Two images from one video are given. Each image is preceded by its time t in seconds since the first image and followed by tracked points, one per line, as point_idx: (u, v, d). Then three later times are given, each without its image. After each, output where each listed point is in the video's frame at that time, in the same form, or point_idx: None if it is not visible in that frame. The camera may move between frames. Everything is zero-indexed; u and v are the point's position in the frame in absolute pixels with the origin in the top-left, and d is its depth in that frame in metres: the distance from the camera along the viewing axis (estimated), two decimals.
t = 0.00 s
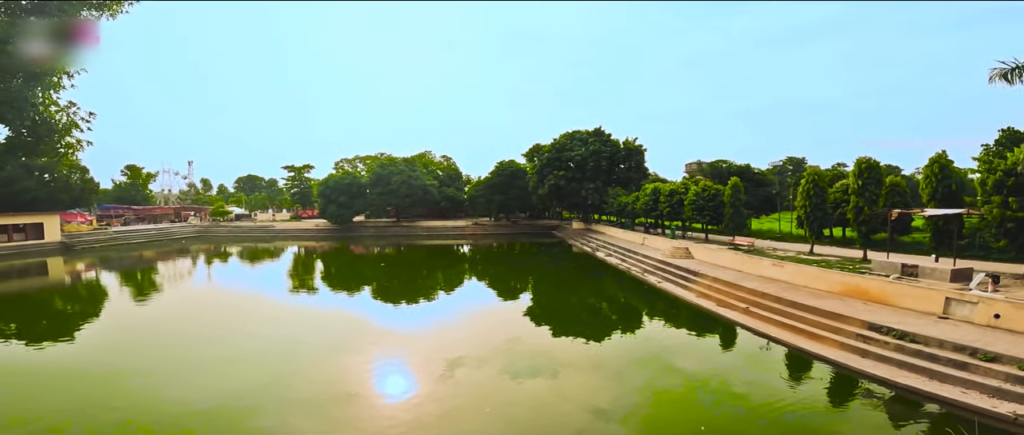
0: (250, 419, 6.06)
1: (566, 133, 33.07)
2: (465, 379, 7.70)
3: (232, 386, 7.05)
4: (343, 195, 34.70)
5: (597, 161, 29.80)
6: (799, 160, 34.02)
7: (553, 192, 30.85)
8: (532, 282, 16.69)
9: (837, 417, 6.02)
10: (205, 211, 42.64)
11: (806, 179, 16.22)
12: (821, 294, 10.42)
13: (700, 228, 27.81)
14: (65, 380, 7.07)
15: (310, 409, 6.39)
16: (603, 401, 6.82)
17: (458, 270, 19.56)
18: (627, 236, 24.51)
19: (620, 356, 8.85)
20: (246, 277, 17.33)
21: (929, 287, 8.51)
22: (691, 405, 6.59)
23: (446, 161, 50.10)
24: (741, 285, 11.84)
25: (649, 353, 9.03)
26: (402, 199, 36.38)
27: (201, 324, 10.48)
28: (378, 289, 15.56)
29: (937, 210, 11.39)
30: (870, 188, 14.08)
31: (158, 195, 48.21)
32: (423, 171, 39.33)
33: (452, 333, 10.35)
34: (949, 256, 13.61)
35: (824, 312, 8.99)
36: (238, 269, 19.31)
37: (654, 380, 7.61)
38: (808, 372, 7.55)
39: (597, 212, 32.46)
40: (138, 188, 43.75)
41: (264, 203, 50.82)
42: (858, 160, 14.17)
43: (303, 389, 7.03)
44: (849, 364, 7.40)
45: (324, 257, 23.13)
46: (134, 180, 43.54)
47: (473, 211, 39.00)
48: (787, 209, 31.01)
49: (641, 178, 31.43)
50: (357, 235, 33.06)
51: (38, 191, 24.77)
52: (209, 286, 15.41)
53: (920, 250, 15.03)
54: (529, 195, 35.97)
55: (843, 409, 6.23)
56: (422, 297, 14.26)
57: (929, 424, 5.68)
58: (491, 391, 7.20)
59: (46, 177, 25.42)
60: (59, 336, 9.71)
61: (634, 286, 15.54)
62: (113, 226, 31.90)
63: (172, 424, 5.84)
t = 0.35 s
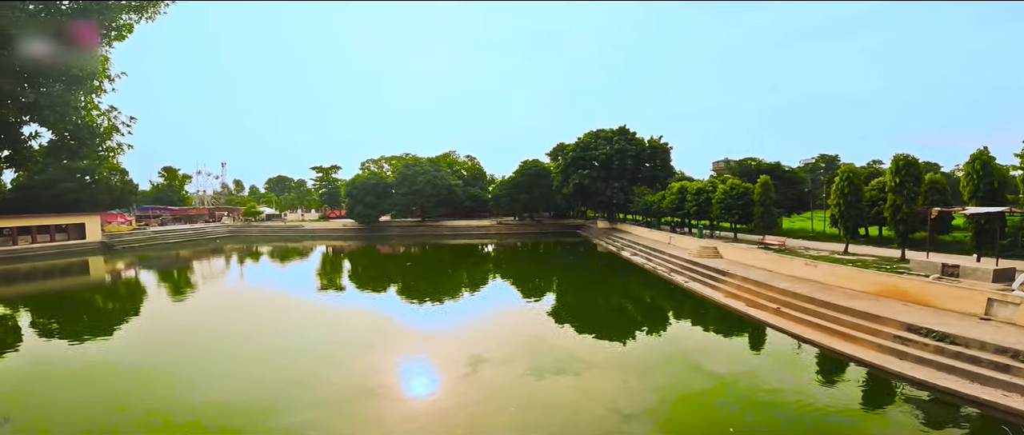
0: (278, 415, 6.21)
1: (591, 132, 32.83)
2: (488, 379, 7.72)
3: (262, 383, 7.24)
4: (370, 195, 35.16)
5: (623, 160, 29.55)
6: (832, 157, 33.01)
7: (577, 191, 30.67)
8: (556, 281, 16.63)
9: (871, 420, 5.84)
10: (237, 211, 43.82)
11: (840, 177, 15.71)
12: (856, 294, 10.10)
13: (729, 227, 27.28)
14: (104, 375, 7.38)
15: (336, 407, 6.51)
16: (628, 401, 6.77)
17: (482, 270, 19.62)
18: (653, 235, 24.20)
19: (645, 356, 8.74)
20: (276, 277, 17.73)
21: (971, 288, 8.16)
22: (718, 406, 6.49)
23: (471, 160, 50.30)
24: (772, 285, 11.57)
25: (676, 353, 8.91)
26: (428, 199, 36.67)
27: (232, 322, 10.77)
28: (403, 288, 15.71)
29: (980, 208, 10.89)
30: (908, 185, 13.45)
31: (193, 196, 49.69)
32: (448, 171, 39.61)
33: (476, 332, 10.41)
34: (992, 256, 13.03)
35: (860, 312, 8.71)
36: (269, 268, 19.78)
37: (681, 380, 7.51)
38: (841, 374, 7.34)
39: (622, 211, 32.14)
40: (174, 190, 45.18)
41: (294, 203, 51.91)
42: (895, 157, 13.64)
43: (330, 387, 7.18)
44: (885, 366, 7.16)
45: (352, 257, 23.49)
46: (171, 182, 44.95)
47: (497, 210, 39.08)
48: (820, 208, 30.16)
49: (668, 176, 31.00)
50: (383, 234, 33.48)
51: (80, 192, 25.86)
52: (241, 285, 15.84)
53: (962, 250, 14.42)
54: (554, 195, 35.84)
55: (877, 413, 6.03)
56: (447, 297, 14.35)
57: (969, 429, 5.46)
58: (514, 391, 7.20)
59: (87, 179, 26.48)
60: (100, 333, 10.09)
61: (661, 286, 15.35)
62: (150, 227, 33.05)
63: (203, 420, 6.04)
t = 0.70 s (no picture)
0: (312, 410, 6.39)
1: (621, 130, 32.49)
2: (515, 377, 7.74)
3: (297, 380, 7.46)
4: (401, 194, 35.65)
5: (653, 158, 29.22)
6: (875, 153, 31.70)
7: (607, 190, 30.39)
8: (586, 280, 16.53)
9: (911, 425, 5.62)
10: (274, 210, 45.14)
11: (884, 173, 15.09)
12: (900, 295, 9.70)
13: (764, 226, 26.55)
14: (148, 371, 7.72)
15: (366, 403, 6.66)
16: (656, 401, 6.69)
17: (512, 268, 19.65)
18: (685, 234, 23.79)
19: (676, 356, 8.61)
20: (311, 275, 18.17)
21: None
22: (750, 407, 6.36)
23: (500, 159, 50.45)
24: (810, 285, 11.22)
25: (708, 353, 8.76)
26: (457, 198, 36.96)
27: (269, 320, 11.12)
28: (434, 286, 15.89)
29: None
30: (956, 182, 12.85)
31: (233, 196, 51.42)
32: (477, 170, 39.78)
33: (504, 331, 10.45)
34: None
35: (904, 314, 8.36)
36: (304, 267, 20.30)
37: (712, 381, 7.37)
38: (881, 377, 7.09)
39: (653, 209, 31.68)
40: (214, 190, 46.82)
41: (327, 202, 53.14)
42: (942, 152, 13.01)
43: (361, 384, 7.34)
44: (930, 369, 6.87)
45: (384, 255, 23.90)
46: (211, 182, 46.59)
47: (526, 209, 39.04)
48: (862, 206, 29.04)
49: (700, 174, 30.34)
50: (414, 233, 33.91)
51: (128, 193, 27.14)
52: (278, 283, 16.33)
53: (1016, 250, 13.68)
54: (584, 193, 35.59)
55: (917, 417, 5.81)
56: (476, 295, 14.44)
57: None
58: (541, 390, 7.20)
59: (135, 181, 27.78)
60: (144, 330, 10.53)
61: (693, 285, 15.08)
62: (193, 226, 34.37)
63: (241, 415, 6.26)
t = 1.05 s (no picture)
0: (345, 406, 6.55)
1: (655, 127, 31.97)
2: (547, 376, 7.74)
3: (331, 376, 7.64)
4: (434, 193, 36.03)
5: (688, 155, 28.59)
6: (926, 149, 30.19)
7: (641, 188, 29.93)
8: (619, 279, 16.37)
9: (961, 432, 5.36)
10: (312, 209, 46.37)
11: (935, 169, 14.34)
12: (951, 297, 9.24)
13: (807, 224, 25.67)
14: (190, 366, 8.03)
15: (398, 400, 6.78)
16: (690, 402, 6.59)
17: (544, 267, 19.61)
18: (722, 233, 23.22)
19: (711, 357, 8.44)
20: (347, 273, 18.60)
21: None
22: (787, 410, 6.19)
23: (532, 158, 50.40)
24: (854, 286, 10.80)
25: (745, 354, 8.54)
26: (490, 196, 37.11)
27: (304, 317, 11.46)
28: (466, 284, 16.03)
29: None
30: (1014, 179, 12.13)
31: (273, 195, 53.08)
32: (509, 169, 39.77)
33: (535, 329, 10.48)
34: None
35: (955, 316, 7.97)
36: (341, 264, 20.79)
37: (749, 383, 7.20)
38: (930, 381, 6.79)
39: (689, 208, 31.04)
40: (256, 189, 48.42)
41: (363, 201, 54.21)
42: (998, 148, 12.31)
43: (392, 380, 7.48)
44: (983, 374, 6.53)
45: (417, 253, 24.25)
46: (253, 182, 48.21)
47: (559, 208, 38.87)
48: (912, 204, 27.71)
49: (737, 171, 29.53)
50: (447, 232, 34.26)
51: (176, 193, 28.81)
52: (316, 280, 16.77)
53: None
54: (617, 191, 35.17)
55: (968, 424, 5.54)
56: (508, 293, 14.49)
57: None
58: (573, 389, 7.18)
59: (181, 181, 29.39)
60: (191, 325, 11.01)
61: (730, 285, 14.73)
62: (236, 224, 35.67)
63: (277, 408, 6.47)
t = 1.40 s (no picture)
0: (379, 402, 6.70)
1: (693, 125, 31.28)
2: (579, 376, 7.70)
3: (367, 373, 7.83)
4: (469, 193, 36.32)
5: (729, 154, 27.80)
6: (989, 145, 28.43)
7: (679, 187, 29.31)
8: (655, 280, 16.09)
9: None
10: (352, 208, 47.53)
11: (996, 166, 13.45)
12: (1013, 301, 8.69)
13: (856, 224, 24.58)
14: (233, 361, 8.37)
15: (430, 397, 6.89)
16: (726, 404, 6.43)
17: (579, 267, 19.45)
18: (765, 232, 22.50)
19: (750, 359, 8.20)
20: (384, 271, 18.97)
21: None
22: (829, 415, 5.97)
23: (568, 157, 50.11)
24: (907, 288, 10.29)
25: (787, 357, 8.27)
26: (525, 195, 37.10)
27: (342, 315, 11.77)
28: (501, 284, 16.08)
29: None
30: None
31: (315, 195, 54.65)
32: (544, 168, 39.67)
33: (568, 329, 10.44)
34: None
35: (1017, 318, 7.49)
36: (380, 262, 21.21)
37: (789, 386, 6.98)
38: (987, 388, 6.41)
39: (729, 207, 30.20)
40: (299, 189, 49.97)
41: (400, 201, 55.16)
42: None
43: (425, 378, 7.60)
44: None
45: (453, 252, 24.51)
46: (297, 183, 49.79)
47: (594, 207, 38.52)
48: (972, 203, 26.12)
49: (781, 169, 28.52)
50: (482, 231, 34.47)
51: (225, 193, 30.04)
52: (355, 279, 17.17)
53: None
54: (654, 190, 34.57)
55: None
56: (543, 293, 14.46)
57: None
58: (606, 389, 7.12)
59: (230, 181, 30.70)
60: (237, 321, 11.46)
61: (773, 287, 14.27)
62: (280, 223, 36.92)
63: (314, 403, 6.68)
